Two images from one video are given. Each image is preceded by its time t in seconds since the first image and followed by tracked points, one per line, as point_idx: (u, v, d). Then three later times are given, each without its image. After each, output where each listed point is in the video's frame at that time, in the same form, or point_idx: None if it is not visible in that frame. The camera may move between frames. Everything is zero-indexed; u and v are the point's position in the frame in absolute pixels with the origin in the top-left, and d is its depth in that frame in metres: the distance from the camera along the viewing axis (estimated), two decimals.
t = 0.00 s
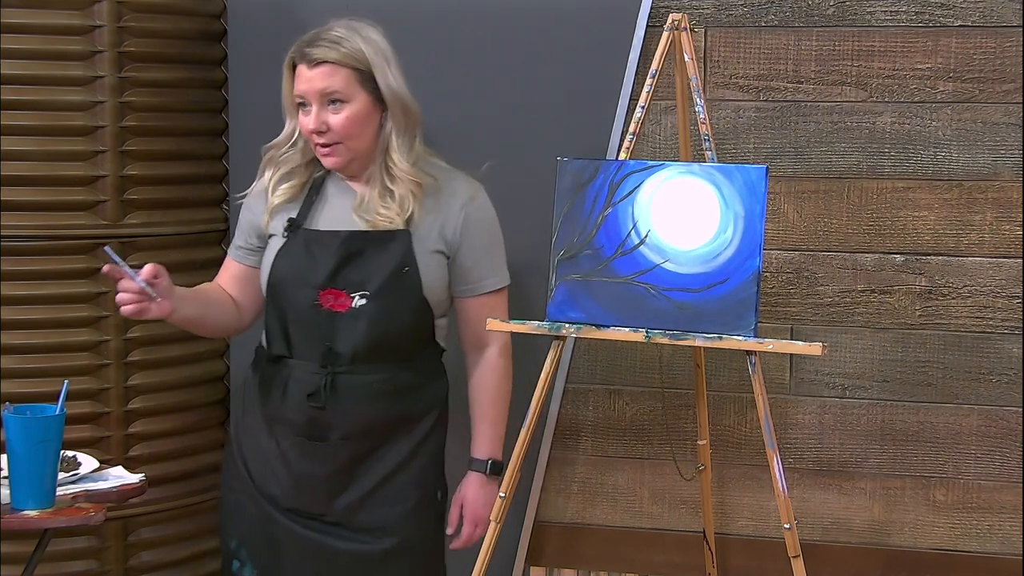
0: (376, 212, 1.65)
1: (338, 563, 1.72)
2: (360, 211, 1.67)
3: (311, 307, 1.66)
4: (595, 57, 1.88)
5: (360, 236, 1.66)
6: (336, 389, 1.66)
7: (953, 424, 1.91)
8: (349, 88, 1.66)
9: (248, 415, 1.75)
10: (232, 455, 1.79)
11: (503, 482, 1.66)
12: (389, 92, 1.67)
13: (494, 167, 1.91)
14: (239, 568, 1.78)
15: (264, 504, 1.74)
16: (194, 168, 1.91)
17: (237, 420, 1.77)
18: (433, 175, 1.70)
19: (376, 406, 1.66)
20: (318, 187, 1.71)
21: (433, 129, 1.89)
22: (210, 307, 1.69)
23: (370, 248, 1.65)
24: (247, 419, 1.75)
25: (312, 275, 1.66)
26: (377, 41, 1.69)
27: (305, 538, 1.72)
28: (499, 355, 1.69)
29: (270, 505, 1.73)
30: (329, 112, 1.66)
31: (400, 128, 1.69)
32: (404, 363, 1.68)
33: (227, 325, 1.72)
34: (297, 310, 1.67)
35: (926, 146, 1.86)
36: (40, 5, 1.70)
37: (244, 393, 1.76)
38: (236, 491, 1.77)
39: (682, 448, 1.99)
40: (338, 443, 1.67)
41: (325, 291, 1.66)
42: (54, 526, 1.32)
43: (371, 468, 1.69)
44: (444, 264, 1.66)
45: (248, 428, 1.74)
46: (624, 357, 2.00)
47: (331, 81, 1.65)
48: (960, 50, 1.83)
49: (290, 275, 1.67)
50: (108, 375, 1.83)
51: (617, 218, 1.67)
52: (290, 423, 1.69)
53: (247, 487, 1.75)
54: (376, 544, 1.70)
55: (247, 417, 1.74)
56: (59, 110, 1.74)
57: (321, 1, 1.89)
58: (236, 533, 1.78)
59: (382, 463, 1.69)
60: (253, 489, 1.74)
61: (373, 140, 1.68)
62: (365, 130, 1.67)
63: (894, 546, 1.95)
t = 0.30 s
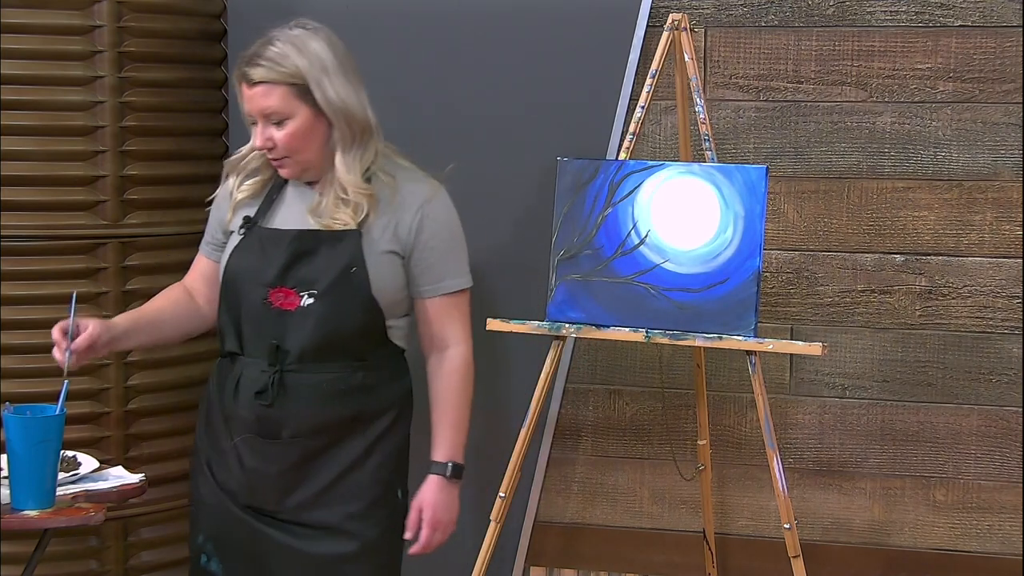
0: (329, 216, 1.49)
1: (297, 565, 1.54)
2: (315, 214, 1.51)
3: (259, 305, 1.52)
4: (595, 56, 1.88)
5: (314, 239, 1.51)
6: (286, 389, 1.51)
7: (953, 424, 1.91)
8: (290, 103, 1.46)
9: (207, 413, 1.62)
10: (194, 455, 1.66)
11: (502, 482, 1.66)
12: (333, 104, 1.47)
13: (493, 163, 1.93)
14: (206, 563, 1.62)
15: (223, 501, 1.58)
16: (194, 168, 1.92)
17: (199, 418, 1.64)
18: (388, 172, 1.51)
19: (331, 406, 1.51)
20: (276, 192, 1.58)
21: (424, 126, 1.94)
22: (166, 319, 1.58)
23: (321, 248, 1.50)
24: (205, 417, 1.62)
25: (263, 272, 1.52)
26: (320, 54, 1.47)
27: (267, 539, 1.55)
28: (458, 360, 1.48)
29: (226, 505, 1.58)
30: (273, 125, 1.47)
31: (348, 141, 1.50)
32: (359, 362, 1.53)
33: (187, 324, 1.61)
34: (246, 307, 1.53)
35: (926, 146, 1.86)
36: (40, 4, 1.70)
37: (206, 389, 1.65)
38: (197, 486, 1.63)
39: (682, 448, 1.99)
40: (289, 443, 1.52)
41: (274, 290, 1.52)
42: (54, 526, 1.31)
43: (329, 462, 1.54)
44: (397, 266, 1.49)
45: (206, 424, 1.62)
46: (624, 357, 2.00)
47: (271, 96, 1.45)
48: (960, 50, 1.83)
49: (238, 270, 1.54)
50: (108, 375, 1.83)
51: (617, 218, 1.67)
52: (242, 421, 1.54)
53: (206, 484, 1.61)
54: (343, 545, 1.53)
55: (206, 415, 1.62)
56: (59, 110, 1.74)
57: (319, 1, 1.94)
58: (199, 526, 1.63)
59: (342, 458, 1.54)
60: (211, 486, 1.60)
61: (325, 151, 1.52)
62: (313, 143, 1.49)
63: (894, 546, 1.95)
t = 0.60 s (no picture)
0: (282, 219, 1.49)
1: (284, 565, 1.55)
2: (269, 218, 1.51)
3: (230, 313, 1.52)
4: (595, 57, 1.88)
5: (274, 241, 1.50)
6: (260, 393, 1.52)
7: (953, 424, 1.91)
8: (235, 111, 1.45)
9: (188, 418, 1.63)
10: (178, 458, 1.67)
11: (502, 483, 1.66)
12: (278, 111, 1.46)
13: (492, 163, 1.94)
14: (195, 562, 1.62)
15: (210, 504, 1.59)
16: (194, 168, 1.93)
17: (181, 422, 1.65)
18: (340, 168, 1.52)
19: (307, 408, 1.52)
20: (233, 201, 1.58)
21: (424, 124, 1.96)
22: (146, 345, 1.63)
23: (283, 250, 1.50)
24: (186, 421, 1.63)
25: (228, 278, 1.52)
26: (265, 61, 1.46)
27: (254, 539, 1.56)
28: (421, 344, 1.50)
29: (212, 506, 1.58)
30: (220, 133, 1.47)
31: (296, 145, 1.50)
32: (333, 362, 1.53)
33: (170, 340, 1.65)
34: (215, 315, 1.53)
35: (926, 146, 1.86)
36: (41, 4, 1.70)
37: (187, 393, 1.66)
38: (182, 490, 1.63)
39: (682, 448, 1.99)
40: (266, 445, 1.53)
41: (239, 297, 1.52)
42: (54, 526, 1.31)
43: (309, 462, 1.54)
44: (357, 259, 1.50)
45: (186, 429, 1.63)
46: (624, 357, 2.00)
47: (216, 105, 1.45)
48: (960, 50, 1.83)
49: (205, 279, 1.54)
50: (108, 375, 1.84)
51: (617, 218, 1.67)
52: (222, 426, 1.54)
53: (193, 487, 1.62)
54: (333, 542, 1.54)
55: (187, 420, 1.63)
56: (59, 111, 1.73)
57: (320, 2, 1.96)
58: (187, 527, 1.64)
59: (322, 456, 1.54)
60: (196, 489, 1.60)
61: (275, 155, 1.51)
62: (261, 149, 1.49)
63: (894, 546, 1.95)
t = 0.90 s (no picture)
0: (265, 218, 1.50)
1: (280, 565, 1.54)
2: (253, 219, 1.51)
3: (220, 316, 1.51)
4: (596, 58, 1.88)
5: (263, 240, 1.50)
6: (253, 395, 1.51)
7: (953, 424, 1.91)
8: (212, 114, 1.45)
9: (180, 421, 1.62)
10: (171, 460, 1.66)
11: (502, 483, 1.66)
12: (255, 113, 1.46)
13: (492, 163, 1.94)
14: (191, 563, 1.62)
15: (206, 506, 1.58)
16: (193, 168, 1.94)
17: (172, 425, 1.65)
18: (320, 164, 1.52)
19: (302, 408, 1.52)
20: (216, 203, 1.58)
21: (423, 123, 1.96)
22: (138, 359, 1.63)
23: (271, 249, 1.50)
24: (178, 424, 1.62)
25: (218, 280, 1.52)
26: (238, 62, 1.46)
27: (249, 541, 1.55)
28: (415, 337, 1.51)
29: (206, 509, 1.58)
30: (197, 136, 1.47)
31: (274, 144, 1.50)
32: (325, 359, 1.54)
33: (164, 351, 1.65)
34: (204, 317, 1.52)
35: (926, 146, 1.86)
36: (41, 4, 1.69)
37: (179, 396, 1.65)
38: (176, 493, 1.63)
39: (682, 448, 1.99)
40: (260, 446, 1.53)
41: (228, 298, 1.51)
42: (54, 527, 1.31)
43: (304, 461, 1.55)
44: (344, 253, 1.50)
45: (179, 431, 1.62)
46: (623, 357, 2.00)
47: (191, 109, 1.45)
48: (960, 50, 1.83)
49: (192, 282, 1.53)
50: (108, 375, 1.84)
51: (617, 218, 1.67)
52: (216, 428, 1.54)
53: (186, 489, 1.61)
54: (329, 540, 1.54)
55: (178, 423, 1.62)
56: (59, 111, 1.72)
57: (319, 2, 1.96)
58: (182, 528, 1.63)
59: (316, 455, 1.55)
60: (189, 491, 1.60)
61: (254, 156, 1.51)
62: (240, 151, 1.49)
63: (894, 546, 1.95)
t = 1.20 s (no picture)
0: (263, 222, 1.50)
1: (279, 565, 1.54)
2: (251, 222, 1.51)
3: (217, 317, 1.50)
4: (596, 57, 1.88)
5: (262, 243, 1.50)
6: (257, 396, 1.51)
7: (953, 424, 1.91)
8: (206, 116, 1.45)
9: (182, 422, 1.62)
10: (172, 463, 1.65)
11: (502, 483, 1.66)
12: (249, 115, 1.46)
13: (492, 162, 1.94)
14: (193, 565, 1.61)
15: (209, 508, 1.58)
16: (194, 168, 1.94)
17: (174, 427, 1.64)
18: (316, 165, 1.52)
19: (306, 408, 1.52)
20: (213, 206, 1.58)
21: (423, 123, 1.96)
22: (132, 356, 1.62)
23: (271, 250, 1.50)
24: (179, 426, 1.62)
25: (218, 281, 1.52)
26: (232, 65, 1.46)
27: (250, 541, 1.55)
28: (415, 333, 1.51)
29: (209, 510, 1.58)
30: (191, 138, 1.46)
31: (268, 147, 1.50)
32: (327, 360, 1.54)
33: (157, 352, 1.64)
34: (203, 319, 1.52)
35: (926, 146, 1.86)
36: (41, 4, 1.69)
37: (179, 397, 1.65)
38: (178, 494, 1.62)
39: (682, 448, 1.99)
40: (265, 447, 1.53)
41: (232, 299, 1.51)
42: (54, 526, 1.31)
43: (308, 461, 1.55)
44: (344, 253, 1.50)
45: (182, 433, 1.62)
46: (623, 356, 2.00)
47: (184, 110, 1.44)
48: (960, 50, 1.83)
49: (194, 283, 1.53)
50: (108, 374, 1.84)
51: (617, 218, 1.67)
52: (220, 430, 1.54)
53: (188, 492, 1.61)
54: (330, 539, 1.54)
55: (181, 425, 1.62)
56: (57, 111, 1.72)
57: (319, 3, 1.96)
58: (184, 530, 1.63)
59: (320, 455, 1.55)
60: (191, 493, 1.59)
61: (248, 158, 1.51)
62: (234, 154, 1.49)
63: (894, 546, 1.95)
